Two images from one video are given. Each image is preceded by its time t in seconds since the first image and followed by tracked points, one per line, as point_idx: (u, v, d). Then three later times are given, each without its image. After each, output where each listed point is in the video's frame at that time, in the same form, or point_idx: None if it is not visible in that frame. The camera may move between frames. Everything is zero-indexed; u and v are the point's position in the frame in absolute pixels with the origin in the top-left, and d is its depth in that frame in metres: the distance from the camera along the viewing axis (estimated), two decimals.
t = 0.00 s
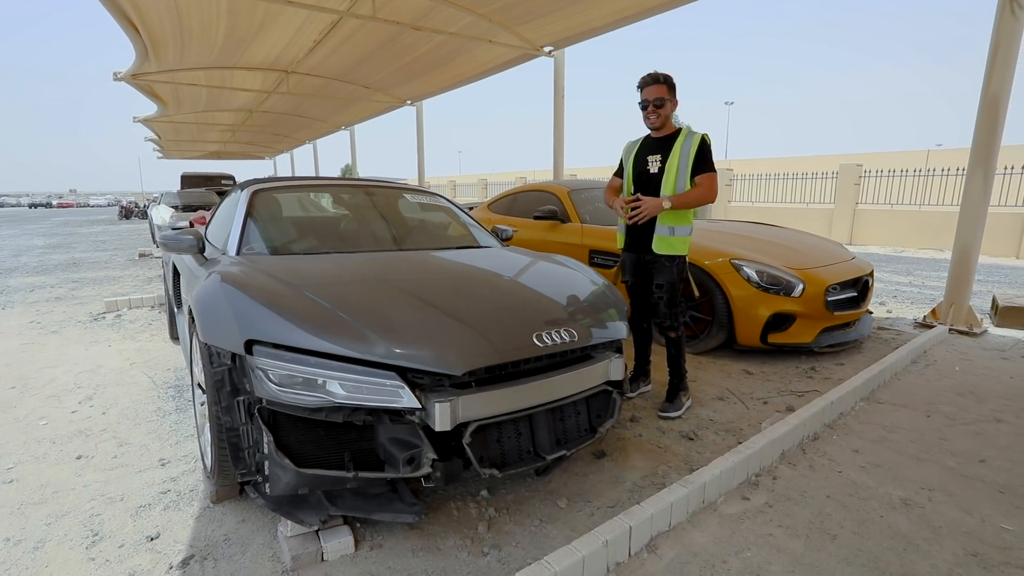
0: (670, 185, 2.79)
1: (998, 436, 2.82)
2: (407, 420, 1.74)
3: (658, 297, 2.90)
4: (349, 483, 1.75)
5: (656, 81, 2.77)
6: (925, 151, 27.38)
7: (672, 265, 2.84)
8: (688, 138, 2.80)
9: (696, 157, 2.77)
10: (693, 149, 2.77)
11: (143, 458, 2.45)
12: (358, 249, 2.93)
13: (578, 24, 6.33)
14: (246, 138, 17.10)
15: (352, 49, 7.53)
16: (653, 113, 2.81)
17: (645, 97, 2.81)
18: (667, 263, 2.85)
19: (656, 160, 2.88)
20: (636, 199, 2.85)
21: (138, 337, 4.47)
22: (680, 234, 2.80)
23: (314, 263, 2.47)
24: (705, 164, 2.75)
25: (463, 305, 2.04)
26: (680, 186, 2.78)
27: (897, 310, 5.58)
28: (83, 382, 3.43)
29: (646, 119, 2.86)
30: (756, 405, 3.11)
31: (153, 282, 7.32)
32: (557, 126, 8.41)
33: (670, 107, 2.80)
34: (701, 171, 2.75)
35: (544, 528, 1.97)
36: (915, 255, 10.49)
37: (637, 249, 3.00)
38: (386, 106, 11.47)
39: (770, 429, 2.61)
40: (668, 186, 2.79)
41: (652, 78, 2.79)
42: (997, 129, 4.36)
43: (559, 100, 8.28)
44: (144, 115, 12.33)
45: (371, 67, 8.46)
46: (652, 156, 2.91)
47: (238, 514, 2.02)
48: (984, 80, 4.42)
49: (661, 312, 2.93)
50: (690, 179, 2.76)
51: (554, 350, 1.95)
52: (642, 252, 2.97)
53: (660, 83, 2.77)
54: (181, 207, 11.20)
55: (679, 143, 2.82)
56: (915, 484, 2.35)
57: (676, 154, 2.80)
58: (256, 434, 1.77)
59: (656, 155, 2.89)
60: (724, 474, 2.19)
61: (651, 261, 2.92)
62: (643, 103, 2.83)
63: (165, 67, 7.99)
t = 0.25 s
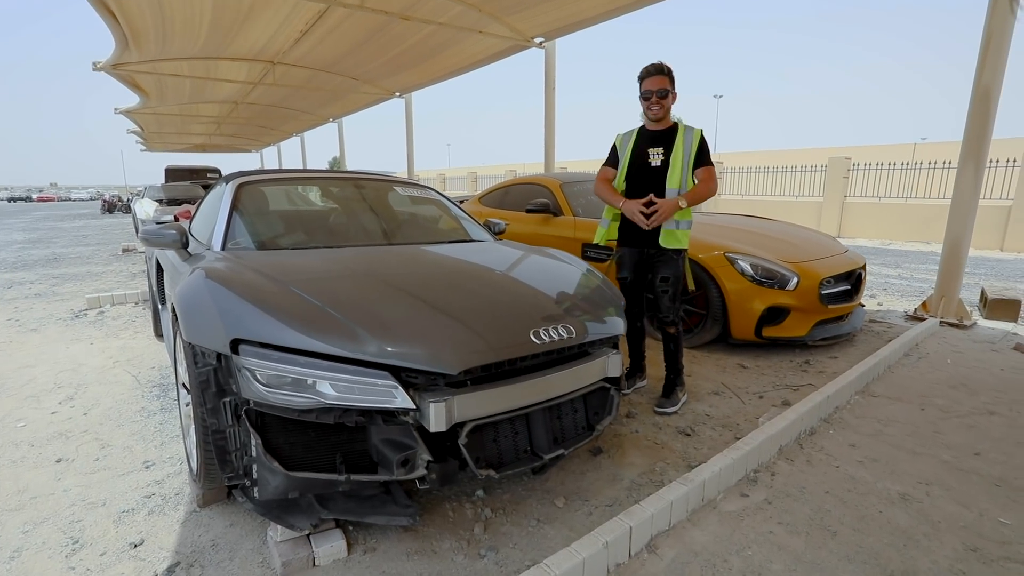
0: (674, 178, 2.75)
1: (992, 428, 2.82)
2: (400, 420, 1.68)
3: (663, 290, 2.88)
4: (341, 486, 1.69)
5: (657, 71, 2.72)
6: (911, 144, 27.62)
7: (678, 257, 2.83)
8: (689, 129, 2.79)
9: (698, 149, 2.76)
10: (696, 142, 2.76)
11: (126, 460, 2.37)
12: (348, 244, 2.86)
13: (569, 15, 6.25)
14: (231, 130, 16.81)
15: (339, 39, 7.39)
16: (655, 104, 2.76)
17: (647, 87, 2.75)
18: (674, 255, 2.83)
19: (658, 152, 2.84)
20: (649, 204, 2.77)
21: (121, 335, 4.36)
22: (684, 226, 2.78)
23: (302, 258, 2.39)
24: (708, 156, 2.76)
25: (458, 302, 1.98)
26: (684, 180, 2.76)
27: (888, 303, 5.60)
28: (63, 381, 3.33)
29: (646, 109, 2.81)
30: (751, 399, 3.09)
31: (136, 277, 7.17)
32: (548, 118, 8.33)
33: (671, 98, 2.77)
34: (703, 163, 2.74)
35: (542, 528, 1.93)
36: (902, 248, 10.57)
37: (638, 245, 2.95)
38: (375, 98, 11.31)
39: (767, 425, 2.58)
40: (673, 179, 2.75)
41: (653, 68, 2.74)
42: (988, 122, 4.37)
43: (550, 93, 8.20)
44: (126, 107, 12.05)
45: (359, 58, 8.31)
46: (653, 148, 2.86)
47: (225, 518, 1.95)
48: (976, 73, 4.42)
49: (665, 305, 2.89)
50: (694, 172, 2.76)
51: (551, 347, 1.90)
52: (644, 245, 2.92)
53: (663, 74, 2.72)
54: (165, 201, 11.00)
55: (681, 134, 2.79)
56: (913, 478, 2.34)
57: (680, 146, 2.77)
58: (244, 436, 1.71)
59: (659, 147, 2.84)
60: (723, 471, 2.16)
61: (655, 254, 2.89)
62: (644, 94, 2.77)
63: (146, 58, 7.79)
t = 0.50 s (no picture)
0: (680, 173, 2.71)
1: (998, 428, 2.79)
2: (400, 424, 1.63)
3: (669, 288, 2.86)
4: (339, 492, 1.64)
5: (663, 62, 2.68)
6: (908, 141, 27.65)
7: (684, 255, 2.81)
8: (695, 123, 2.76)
9: (704, 143, 2.73)
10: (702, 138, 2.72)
11: (119, 464, 2.31)
12: (345, 242, 2.80)
13: (567, 10, 6.19)
14: (226, 127, 16.68)
15: (335, 35, 7.30)
16: (662, 95, 2.71)
17: (652, 79, 2.70)
18: (680, 253, 2.81)
19: (663, 147, 2.80)
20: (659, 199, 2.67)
21: (114, 334, 4.29)
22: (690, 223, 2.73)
23: (298, 256, 2.34)
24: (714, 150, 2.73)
25: (459, 301, 1.93)
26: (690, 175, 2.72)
27: (888, 301, 5.58)
28: (55, 382, 3.27)
29: (652, 101, 2.76)
30: (755, 399, 3.06)
31: (130, 276, 7.08)
32: (546, 115, 8.28)
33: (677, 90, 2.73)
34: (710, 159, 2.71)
35: (545, 533, 1.89)
36: (900, 245, 10.56)
37: (642, 242, 2.91)
38: (371, 94, 11.22)
39: (772, 425, 2.55)
40: (679, 174, 2.71)
41: (659, 59, 2.70)
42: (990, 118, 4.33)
43: (548, 89, 8.14)
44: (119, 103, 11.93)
45: (355, 54, 8.23)
46: (658, 143, 2.82)
47: (220, 524, 1.90)
48: (978, 70, 4.39)
49: (670, 303, 2.87)
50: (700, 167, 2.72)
51: (555, 348, 1.86)
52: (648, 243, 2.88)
53: (669, 66, 2.68)
54: (159, 199, 10.90)
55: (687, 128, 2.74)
56: (920, 480, 2.31)
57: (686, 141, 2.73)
58: (238, 440, 1.66)
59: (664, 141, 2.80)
60: (729, 473, 2.13)
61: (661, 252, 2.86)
62: (650, 85, 2.72)
63: (138, 53, 7.68)
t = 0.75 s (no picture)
0: (686, 171, 2.66)
1: (1002, 432, 2.77)
2: (399, 428, 1.59)
3: (673, 289, 2.82)
4: (336, 496, 1.60)
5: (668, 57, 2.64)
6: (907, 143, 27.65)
7: (690, 256, 2.77)
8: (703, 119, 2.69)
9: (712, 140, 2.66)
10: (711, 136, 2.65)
11: (111, 464, 2.27)
12: (343, 240, 2.76)
13: (569, 8, 6.14)
14: (224, 123, 16.59)
15: (334, 31, 7.25)
16: (669, 91, 2.68)
17: (658, 74, 2.66)
18: (685, 254, 2.77)
19: (668, 144, 2.78)
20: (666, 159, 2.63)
21: (109, 331, 4.24)
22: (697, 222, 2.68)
23: (295, 254, 2.30)
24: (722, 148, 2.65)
25: (461, 302, 1.89)
26: (697, 173, 2.67)
27: (888, 303, 5.56)
28: (48, 380, 3.22)
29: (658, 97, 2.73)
30: (756, 401, 3.03)
31: (126, 273, 7.02)
32: (547, 114, 8.24)
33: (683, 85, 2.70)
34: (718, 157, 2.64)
35: (546, 538, 1.85)
36: (900, 246, 10.54)
37: (648, 242, 2.88)
38: (370, 91, 11.16)
39: (775, 429, 2.52)
40: (685, 172, 2.66)
41: (664, 54, 2.65)
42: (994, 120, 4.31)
43: (548, 87, 8.11)
44: (117, 99, 11.85)
45: (354, 51, 8.17)
46: (664, 140, 2.80)
47: (215, 527, 1.86)
48: (982, 71, 4.36)
49: (675, 304, 2.83)
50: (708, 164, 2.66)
51: (558, 350, 1.83)
52: (653, 243, 2.85)
53: (674, 60, 2.63)
54: (156, 195, 10.83)
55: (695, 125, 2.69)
56: (925, 485, 2.28)
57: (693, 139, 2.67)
58: (234, 443, 1.62)
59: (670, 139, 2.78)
60: (733, 478, 2.09)
61: (667, 253, 2.82)
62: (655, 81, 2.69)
63: (135, 47, 7.62)
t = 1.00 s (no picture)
0: (686, 168, 2.65)
1: (1002, 429, 2.76)
2: (399, 423, 1.57)
3: (674, 285, 2.79)
4: (335, 493, 1.58)
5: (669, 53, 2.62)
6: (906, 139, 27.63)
7: (692, 252, 2.73)
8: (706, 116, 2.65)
9: (716, 138, 2.61)
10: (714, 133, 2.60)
11: (107, 459, 2.24)
12: (342, 233, 2.73)
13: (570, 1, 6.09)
14: (221, 115, 16.47)
15: (332, 22, 7.18)
16: (670, 88, 2.65)
17: (659, 71, 2.64)
18: (686, 250, 2.73)
19: (672, 140, 2.73)
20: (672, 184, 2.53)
21: (105, 324, 4.21)
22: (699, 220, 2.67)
23: (293, 247, 2.27)
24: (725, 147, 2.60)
25: (462, 296, 1.87)
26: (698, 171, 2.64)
27: (888, 299, 5.55)
28: (43, 373, 3.19)
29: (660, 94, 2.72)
30: (757, 398, 3.02)
31: (122, 265, 6.98)
32: (546, 108, 8.19)
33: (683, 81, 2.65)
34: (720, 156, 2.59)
35: (546, 535, 1.84)
36: (898, 243, 10.55)
37: (652, 237, 2.86)
38: (368, 84, 11.08)
39: (776, 425, 2.51)
40: (686, 170, 2.64)
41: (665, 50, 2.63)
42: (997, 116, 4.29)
43: (548, 81, 8.05)
44: (112, 89, 11.74)
45: (353, 42, 8.10)
46: (667, 136, 2.75)
47: (212, 523, 1.84)
48: (986, 67, 4.34)
49: (676, 301, 2.80)
50: (709, 163, 2.62)
51: (560, 345, 1.81)
52: (656, 238, 2.84)
53: (671, 56, 2.61)
54: (152, 187, 10.76)
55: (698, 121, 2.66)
56: (926, 482, 2.28)
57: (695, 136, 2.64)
58: (231, 438, 1.60)
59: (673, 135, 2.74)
60: (734, 474, 2.08)
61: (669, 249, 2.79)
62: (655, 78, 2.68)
63: (131, 37, 7.54)
